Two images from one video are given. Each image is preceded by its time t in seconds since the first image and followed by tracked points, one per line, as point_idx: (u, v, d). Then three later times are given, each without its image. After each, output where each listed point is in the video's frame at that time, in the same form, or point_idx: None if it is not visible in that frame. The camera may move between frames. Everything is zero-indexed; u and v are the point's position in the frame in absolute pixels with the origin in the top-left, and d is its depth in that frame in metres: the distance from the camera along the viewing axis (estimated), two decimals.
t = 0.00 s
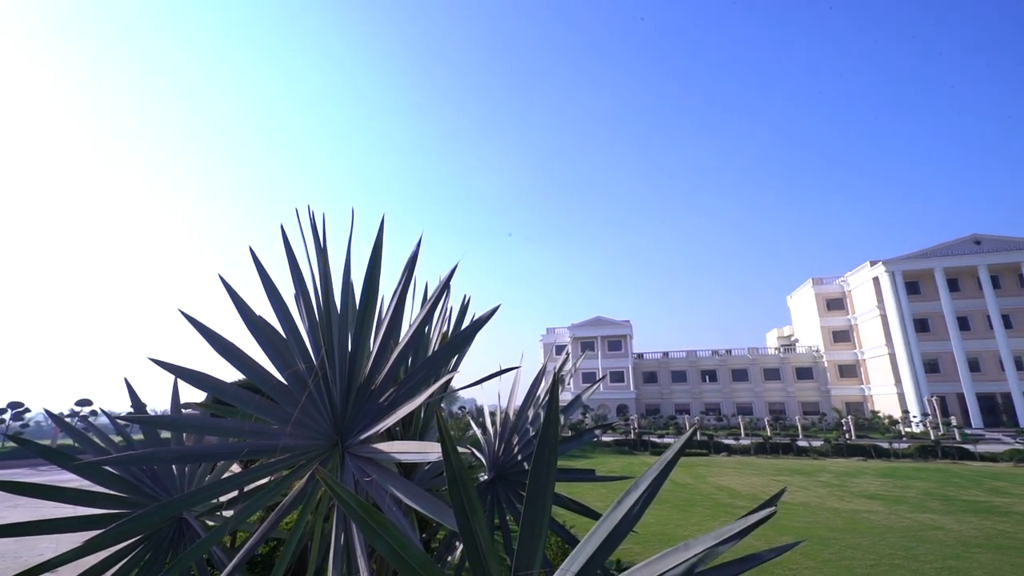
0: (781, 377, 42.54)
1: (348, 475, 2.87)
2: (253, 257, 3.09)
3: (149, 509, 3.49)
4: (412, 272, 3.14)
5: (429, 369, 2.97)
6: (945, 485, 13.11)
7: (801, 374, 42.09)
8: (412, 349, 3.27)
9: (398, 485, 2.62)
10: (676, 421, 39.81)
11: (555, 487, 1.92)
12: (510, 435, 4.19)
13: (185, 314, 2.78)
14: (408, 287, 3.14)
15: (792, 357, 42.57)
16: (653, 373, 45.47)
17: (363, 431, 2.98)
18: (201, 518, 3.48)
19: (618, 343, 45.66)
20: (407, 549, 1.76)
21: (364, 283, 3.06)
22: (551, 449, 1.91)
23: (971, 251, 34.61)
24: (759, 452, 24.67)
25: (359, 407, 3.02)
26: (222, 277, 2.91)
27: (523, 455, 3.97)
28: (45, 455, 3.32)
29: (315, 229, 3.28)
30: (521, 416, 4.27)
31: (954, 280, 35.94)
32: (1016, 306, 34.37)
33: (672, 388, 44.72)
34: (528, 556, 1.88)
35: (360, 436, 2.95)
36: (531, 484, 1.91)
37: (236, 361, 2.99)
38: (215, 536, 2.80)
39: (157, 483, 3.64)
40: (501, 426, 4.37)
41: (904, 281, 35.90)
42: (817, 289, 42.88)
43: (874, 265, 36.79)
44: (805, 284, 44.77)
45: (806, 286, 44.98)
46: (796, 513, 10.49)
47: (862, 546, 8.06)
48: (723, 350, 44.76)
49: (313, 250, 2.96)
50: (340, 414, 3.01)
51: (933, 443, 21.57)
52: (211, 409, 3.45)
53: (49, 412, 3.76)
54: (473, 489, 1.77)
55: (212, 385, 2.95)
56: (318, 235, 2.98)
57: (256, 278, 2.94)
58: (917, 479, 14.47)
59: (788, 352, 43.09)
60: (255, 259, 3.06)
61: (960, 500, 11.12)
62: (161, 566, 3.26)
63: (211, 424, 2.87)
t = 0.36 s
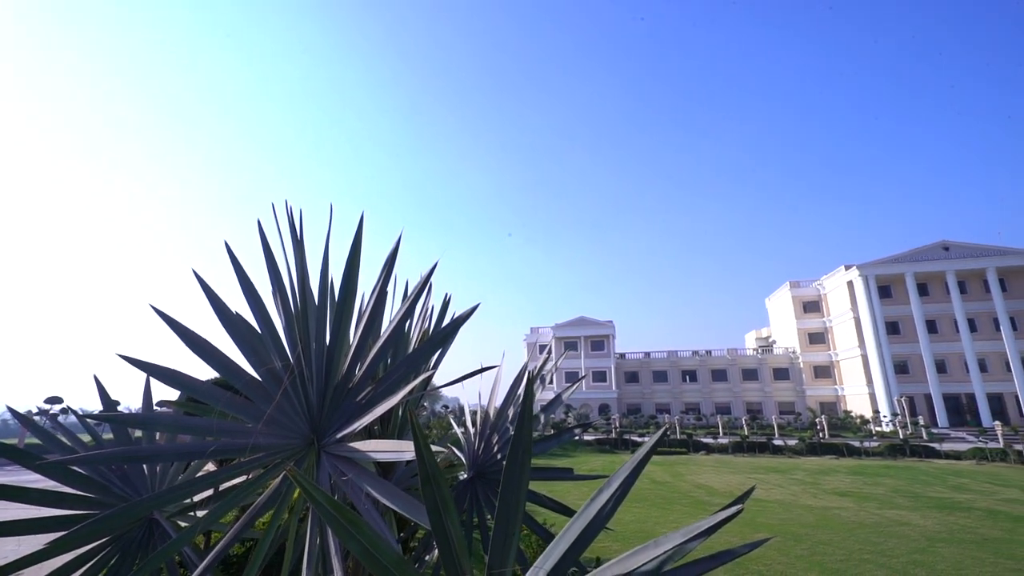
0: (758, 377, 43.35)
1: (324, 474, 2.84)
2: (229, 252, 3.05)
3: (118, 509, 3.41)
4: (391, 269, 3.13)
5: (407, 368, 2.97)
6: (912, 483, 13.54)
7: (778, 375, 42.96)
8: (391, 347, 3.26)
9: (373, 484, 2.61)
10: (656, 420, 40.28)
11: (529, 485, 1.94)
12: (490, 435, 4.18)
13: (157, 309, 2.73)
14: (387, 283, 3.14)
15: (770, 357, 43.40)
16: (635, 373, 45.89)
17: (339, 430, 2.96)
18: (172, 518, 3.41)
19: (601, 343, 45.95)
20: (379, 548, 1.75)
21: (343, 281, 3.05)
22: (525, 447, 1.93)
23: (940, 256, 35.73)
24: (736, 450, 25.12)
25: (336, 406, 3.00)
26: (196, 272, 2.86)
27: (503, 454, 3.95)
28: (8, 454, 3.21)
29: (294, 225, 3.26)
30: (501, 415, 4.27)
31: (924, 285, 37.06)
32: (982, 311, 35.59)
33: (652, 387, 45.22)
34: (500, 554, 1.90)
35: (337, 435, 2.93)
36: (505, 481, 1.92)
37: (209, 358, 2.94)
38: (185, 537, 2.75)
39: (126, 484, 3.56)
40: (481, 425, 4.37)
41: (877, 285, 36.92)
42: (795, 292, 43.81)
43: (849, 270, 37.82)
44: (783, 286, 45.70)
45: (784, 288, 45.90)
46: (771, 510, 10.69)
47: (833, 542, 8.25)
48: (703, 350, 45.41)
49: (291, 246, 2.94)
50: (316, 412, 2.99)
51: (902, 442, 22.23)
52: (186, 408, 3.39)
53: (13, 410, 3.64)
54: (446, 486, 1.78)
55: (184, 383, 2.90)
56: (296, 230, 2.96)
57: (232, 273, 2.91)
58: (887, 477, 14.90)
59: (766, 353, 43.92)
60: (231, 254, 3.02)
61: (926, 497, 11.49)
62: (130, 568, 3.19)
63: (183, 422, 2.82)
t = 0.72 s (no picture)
0: (735, 377, 44.15)
1: (296, 475, 2.80)
2: (200, 247, 2.99)
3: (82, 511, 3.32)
4: (368, 266, 3.10)
5: (383, 366, 2.94)
6: (880, 480, 13.97)
7: (754, 375, 43.82)
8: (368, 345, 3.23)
9: (347, 483, 2.59)
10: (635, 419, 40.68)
11: (502, 482, 1.95)
12: (468, 434, 4.17)
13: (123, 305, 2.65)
14: (364, 282, 3.11)
15: (746, 358, 44.24)
16: (615, 372, 46.31)
17: (313, 429, 2.93)
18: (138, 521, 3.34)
19: (582, 343, 46.20)
20: (349, 548, 1.75)
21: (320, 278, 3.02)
22: (498, 445, 1.94)
23: (908, 261, 36.90)
24: (712, 448, 25.56)
25: (311, 405, 2.97)
26: (165, 268, 2.80)
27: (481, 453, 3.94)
28: None
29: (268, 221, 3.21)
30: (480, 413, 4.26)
31: (893, 288, 38.24)
32: (948, 313, 36.87)
33: (632, 387, 45.69)
34: (473, 554, 1.90)
35: (310, 434, 2.90)
36: (478, 480, 1.93)
37: (178, 356, 2.87)
38: (151, 539, 2.68)
39: (91, 485, 3.46)
40: (459, 424, 4.35)
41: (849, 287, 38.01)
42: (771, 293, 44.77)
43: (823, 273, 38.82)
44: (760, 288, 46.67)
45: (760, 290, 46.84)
46: (745, 507, 10.92)
47: (804, 537, 8.47)
48: (682, 351, 46.04)
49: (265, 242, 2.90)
50: (290, 412, 2.95)
51: (871, 440, 22.93)
52: (155, 407, 3.31)
53: None
54: (418, 485, 1.78)
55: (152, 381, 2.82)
56: (270, 226, 2.92)
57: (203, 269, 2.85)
58: (856, 474, 15.34)
59: (743, 353, 44.76)
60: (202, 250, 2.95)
61: (893, 493, 11.88)
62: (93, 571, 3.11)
63: (151, 423, 2.74)
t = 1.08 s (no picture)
0: (713, 377, 44.85)
1: (269, 475, 2.75)
2: (171, 241, 2.93)
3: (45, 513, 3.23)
4: (345, 263, 3.08)
5: (361, 364, 2.91)
6: (850, 477, 14.37)
7: (732, 375, 44.58)
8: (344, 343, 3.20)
9: (320, 483, 2.56)
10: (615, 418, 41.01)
11: (474, 481, 1.96)
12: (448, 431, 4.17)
13: (88, 301, 2.59)
14: (340, 278, 3.08)
15: (724, 358, 44.99)
16: (596, 372, 46.65)
17: (286, 429, 2.89)
18: (104, 523, 3.25)
19: (564, 342, 46.42)
20: (319, 549, 1.73)
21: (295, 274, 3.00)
22: (471, 444, 1.95)
23: (879, 264, 38.01)
24: (690, 447, 25.96)
25: (284, 404, 2.93)
26: (134, 262, 2.74)
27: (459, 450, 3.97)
28: None
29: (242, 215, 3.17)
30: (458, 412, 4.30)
31: (865, 291, 39.34)
32: (916, 316, 38.07)
33: (613, 386, 46.08)
34: (446, 555, 1.90)
35: (283, 433, 2.85)
36: (452, 479, 1.93)
37: (147, 353, 2.81)
38: (116, 543, 2.60)
39: (54, 486, 3.37)
40: (439, 422, 4.34)
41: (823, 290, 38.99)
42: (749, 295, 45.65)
43: (798, 275, 39.81)
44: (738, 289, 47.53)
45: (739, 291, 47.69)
46: (720, 504, 11.11)
47: (777, 534, 8.67)
48: (662, 351, 46.59)
49: (238, 237, 2.86)
50: (263, 411, 2.91)
51: (841, 438, 23.58)
52: (123, 407, 3.23)
53: None
54: (389, 485, 1.78)
55: (118, 379, 2.75)
56: (243, 221, 2.89)
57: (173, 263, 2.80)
58: (827, 471, 15.76)
59: (721, 354, 45.51)
60: (174, 244, 2.91)
61: (862, 490, 12.24)
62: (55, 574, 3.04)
63: (118, 422, 2.67)
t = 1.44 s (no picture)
0: (693, 379, 45.41)
1: (237, 478, 2.67)
2: (138, 235, 2.84)
3: None
4: (321, 260, 3.02)
5: (335, 364, 2.84)
6: (824, 478, 14.69)
7: (711, 377, 45.22)
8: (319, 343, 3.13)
9: (290, 485, 2.49)
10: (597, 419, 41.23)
11: (447, 483, 1.92)
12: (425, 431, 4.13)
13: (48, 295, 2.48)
14: (316, 276, 3.02)
15: (704, 360, 45.62)
16: (578, 373, 46.87)
17: (257, 430, 2.80)
18: (62, 528, 3.12)
19: (546, 343, 46.52)
20: (285, 552, 1.69)
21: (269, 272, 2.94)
22: (444, 446, 1.91)
23: (853, 269, 39.01)
24: (670, 448, 26.24)
25: (255, 405, 2.85)
26: (98, 257, 2.64)
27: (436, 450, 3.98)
28: None
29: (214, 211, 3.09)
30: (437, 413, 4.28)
31: (840, 295, 40.32)
32: (888, 320, 39.16)
33: (594, 387, 46.35)
34: (417, 558, 1.86)
35: (254, 434, 2.77)
36: (424, 480, 1.89)
37: (112, 351, 2.71)
38: (75, 548, 2.50)
39: (9, 489, 3.22)
40: (416, 422, 4.31)
41: (800, 294, 39.89)
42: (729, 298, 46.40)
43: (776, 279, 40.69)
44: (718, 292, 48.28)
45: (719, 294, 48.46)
46: (698, 505, 11.24)
47: (752, 534, 8.80)
48: (643, 352, 47.03)
49: (209, 233, 2.79)
50: (234, 412, 2.83)
51: (816, 439, 24.12)
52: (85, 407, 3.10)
53: None
54: (359, 487, 1.73)
55: (78, 378, 2.63)
56: (215, 217, 2.82)
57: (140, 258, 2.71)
58: (802, 471, 16.09)
59: (701, 356, 46.13)
60: (141, 239, 2.81)
61: (835, 490, 12.52)
62: None
63: (79, 423, 2.55)
